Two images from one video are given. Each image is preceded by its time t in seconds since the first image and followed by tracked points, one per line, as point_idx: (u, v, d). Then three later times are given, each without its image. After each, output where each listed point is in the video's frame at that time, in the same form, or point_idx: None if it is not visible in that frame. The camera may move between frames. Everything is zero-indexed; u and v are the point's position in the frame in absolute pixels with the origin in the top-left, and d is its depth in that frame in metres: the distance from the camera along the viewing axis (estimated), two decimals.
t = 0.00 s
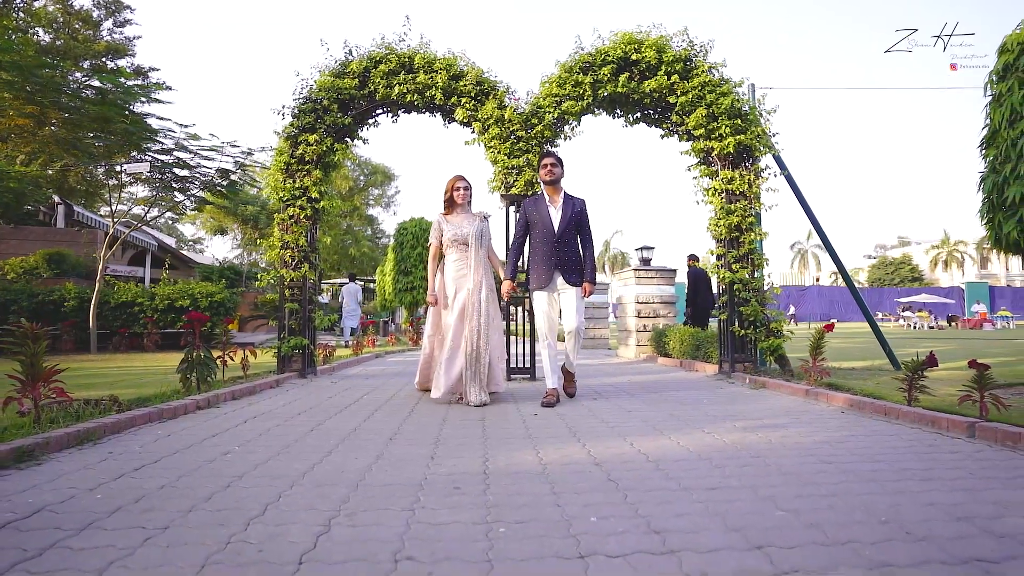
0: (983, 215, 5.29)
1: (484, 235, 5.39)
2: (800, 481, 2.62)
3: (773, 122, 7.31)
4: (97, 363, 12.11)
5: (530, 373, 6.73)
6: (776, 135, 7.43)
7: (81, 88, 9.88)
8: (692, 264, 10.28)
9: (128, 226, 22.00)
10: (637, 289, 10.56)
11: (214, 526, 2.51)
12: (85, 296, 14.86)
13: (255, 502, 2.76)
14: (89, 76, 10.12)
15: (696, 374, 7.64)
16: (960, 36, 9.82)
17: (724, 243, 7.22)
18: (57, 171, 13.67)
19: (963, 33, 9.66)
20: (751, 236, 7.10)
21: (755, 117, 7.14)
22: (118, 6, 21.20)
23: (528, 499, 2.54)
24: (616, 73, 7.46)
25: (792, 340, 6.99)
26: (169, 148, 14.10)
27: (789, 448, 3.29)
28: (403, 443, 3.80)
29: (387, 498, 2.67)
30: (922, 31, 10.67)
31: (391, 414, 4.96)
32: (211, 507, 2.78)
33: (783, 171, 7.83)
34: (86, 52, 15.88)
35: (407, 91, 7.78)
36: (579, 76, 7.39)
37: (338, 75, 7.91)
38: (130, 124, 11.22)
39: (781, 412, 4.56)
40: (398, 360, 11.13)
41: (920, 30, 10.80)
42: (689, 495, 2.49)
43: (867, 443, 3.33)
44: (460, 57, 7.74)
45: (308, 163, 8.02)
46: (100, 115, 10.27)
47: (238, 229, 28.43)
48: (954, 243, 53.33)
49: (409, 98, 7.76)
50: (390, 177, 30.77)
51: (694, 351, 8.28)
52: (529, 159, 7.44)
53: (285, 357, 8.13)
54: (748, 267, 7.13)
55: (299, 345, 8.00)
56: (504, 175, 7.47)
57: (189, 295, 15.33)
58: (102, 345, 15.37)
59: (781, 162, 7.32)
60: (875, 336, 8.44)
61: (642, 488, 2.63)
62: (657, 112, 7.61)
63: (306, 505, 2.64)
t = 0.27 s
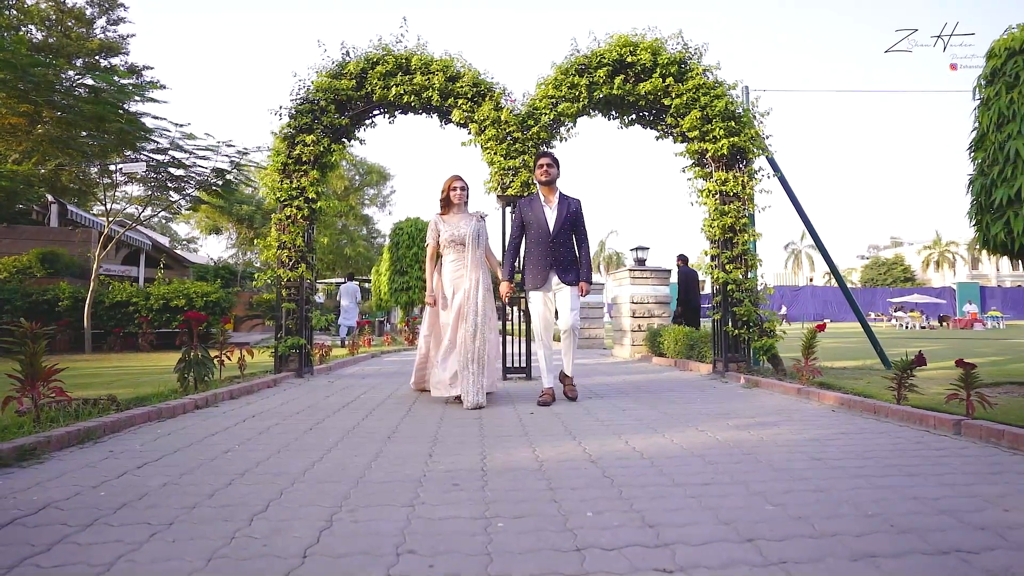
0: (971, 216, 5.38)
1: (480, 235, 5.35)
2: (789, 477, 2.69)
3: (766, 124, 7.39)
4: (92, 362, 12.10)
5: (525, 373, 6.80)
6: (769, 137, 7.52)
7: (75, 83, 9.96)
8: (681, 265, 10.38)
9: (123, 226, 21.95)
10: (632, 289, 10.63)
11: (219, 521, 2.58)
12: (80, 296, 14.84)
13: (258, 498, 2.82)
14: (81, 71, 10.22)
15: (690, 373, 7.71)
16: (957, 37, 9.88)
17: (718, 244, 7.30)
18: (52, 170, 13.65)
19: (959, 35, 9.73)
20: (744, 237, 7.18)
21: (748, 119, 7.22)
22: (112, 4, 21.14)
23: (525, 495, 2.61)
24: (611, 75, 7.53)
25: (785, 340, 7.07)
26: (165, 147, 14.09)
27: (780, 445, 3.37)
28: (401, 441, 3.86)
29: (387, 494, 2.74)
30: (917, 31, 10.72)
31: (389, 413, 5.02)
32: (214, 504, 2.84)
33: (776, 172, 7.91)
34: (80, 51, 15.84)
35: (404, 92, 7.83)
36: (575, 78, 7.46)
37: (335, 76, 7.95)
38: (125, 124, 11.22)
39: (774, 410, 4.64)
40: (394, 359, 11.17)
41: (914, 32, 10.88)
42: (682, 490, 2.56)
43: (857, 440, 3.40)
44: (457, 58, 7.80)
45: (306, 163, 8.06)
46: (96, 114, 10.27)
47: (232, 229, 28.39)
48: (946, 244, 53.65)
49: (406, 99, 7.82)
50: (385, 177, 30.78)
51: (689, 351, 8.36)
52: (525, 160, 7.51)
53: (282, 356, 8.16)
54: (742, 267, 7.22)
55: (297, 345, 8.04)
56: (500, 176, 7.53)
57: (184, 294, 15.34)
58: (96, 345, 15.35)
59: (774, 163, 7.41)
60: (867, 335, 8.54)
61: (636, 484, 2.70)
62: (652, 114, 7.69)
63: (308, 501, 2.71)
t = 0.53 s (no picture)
0: (959, 219, 5.47)
1: (477, 235, 5.34)
2: (779, 474, 2.76)
3: (758, 126, 7.47)
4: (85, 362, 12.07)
5: (520, 373, 6.85)
6: (761, 140, 7.60)
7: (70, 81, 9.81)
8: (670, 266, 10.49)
9: (115, 224, 21.86)
10: (626, 289, 10.70)
11: (221, 519, 2.63)
12: (72, 295, 14.80)
13: (258, 496, 2.87)
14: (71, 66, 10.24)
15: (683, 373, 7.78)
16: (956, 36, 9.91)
17: (711, 245, 7.37)
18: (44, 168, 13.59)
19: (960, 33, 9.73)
20: (737, 238, 7.25)
21: (742, 122, 7.30)
22: (104, 1, 21.05)
23: (521, 491, 2.66)
24: (606, 77, 7.60)
25: (777, 340, 7.15)
26: (158, 146, 14.06)
27: (771, 443, 3.44)
28: (399, 439, 3.91)
29: (386, 491, 2.79)
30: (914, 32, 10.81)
31: (385, 412, 5.07)
32: (216, 502, 2.89)
33: (769, 174, 8.00)
34: (71, 48, 15.77)
35: (400, 93, 7.87)
36: (570, 80, 7.52)
37: (332, 76, 7.99)
38: (118, 122, 11.20)
39: (765, 409, 4.71)
40: (389, 359, 11.20)
41: (907, 35, 10.98)
42: (675, 487, 2.62)
43: (846, 438, 3.47)
44: (453, 60, 7.84)
45: (301, 163, 8.09)
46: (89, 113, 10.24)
47: (226, 228, 28.32)
48: (937, 245, 54.05)
49: (402, 101, 7.86)
50: (379, 176, 30.77)
51: (682, 351, 8.43)
52: (521, 161, 7.57)
53: (277, 356, 8.19)
54: (735, 268, 7.29)
55: (292, 344, 8.07)
56: (495, 177, 7.58)
57: (177, 294, 15.36)
58: (89, 344, 15.30)
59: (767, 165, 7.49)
60: (857, 335, 8.63)
61: (630, 481, 2.76)
62: (647, 116, 7.76)
63: (308, 499, 2.76)
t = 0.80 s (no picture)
0: (941, 221, 5.60)
1: (472, 236, 5.38)
2: (767, 470, 2.85)
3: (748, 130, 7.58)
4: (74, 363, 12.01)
5: (513, 373, 6.92)
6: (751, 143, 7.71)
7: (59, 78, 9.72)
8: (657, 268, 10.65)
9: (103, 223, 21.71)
10: (617, 290, 10.79)
11: (223, 516, 2.68)
12: (59, 295, 14.71)
13: (259, 494, 2.93)
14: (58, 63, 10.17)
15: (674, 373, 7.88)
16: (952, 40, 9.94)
17: (701, 246, 7.47)
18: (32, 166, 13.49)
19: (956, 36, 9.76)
20: (726, 240, 7.36)
21: (732, 125, 7.40)
22: None
23: (517, 488, 2.74)
24: (598, 80, 7.69)
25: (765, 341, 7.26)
26: (148, 145, 14.01)
27: (759, 441, 3.53)
28: (394, 438, 3.97)
29: (385, 488, 2.85)
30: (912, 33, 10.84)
31: (380, 412, 5.13)
32: (216, 500, 2.94)
33: (758, 177, 8.11)
34: (58, 44, 15.66)
35: (394, 94, 7.92)
36: (563, 83, 7.60)
37: (325, 77, 8.02)
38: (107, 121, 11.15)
39: (754, 408, 4.80)
40: (381, 359, 11.23)
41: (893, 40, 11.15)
42: (666, 483, 2.70)
43: (832, 435, 3.57)
44: (447, 62, 7.90)
45: (295, 164, 8.11)
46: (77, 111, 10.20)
47: (216, 228, 28.20)
48: (923, 246, 54.61)
49: (396, 102, 7.91)
50: (370, 176, 30.74)
51: (672, 351, 8.53)
52: (514, 163, 7.64)
53: (270, 356, 8.21)
54: (724, 270, 7.39)
55: (286, 344, 8.09)
56: (488, 178, 7.65)
57: (167, 294, 15.33)
58: (77, 344, 15.21)
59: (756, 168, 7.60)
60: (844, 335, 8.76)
61: (622, 477, 2.84)
62: (638, 119, 7.86)
63: (308, 497, 2.82)
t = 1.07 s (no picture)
0: (924, 224, 5.73)
1: (467, 236, 5.37)
2: (754, 467, 2.92)
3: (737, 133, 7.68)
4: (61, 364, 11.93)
5: (504, 373, 6.98)
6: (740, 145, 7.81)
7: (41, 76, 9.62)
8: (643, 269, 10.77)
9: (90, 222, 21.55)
10: (607, 290, 10.87)
11: (222, 515, 2.73)
12: (45, 295, 14.60)
13: (256, 494, 2.97)
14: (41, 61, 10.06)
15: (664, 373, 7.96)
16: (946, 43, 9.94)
17: (691, 248, 7.56)
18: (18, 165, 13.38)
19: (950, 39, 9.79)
20: (715, 242, 7.45)
21: (721, 128, 7.49)
22: None
23: (511, 486, 2.79)
24: (590, 83, 7.77)
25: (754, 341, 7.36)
26: (136, 144, 13.93)
27: (747, 439, 3.60)
28: (389, 438, 4.01)
29: (381, 487, 2.91)
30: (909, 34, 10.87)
31: (374, 412, 5.18)
32: (214, 500, 2.98)
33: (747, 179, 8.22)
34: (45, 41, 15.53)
35: (387, 95, 7.96)
36: (554, 85, 7.68)
37: (318, 78, 8.05)
38: (95, 120, 11.09)
39: (743, 407, 4.88)
40: (372, 360, 11.25)
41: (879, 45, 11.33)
42: (657, 480, 2.77)
43: (818, 433, 3.66)
44: (439, 64, 7.95)
45: (287, 164, 8.13)
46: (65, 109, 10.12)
47: (204, 228, 28.05)
48: (909, 246, 55.20)
49: (388, 103, 7.95)
50: (361, 176, 30.69)
51: (662, 351, 8.61)
52: (506, 165, 7.70)
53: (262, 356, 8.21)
54: (713, 271, 7.48)
55: (277, 345, 8.10)
56: (480, 180, 7.71)
57: (156, 295, 15.20)
58: (64, 345, 15.10)
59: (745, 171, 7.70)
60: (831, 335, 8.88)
61: (614, 475, 2.90)
62: (629, 121, 7.95)
63: (306, 495, 2.87)
